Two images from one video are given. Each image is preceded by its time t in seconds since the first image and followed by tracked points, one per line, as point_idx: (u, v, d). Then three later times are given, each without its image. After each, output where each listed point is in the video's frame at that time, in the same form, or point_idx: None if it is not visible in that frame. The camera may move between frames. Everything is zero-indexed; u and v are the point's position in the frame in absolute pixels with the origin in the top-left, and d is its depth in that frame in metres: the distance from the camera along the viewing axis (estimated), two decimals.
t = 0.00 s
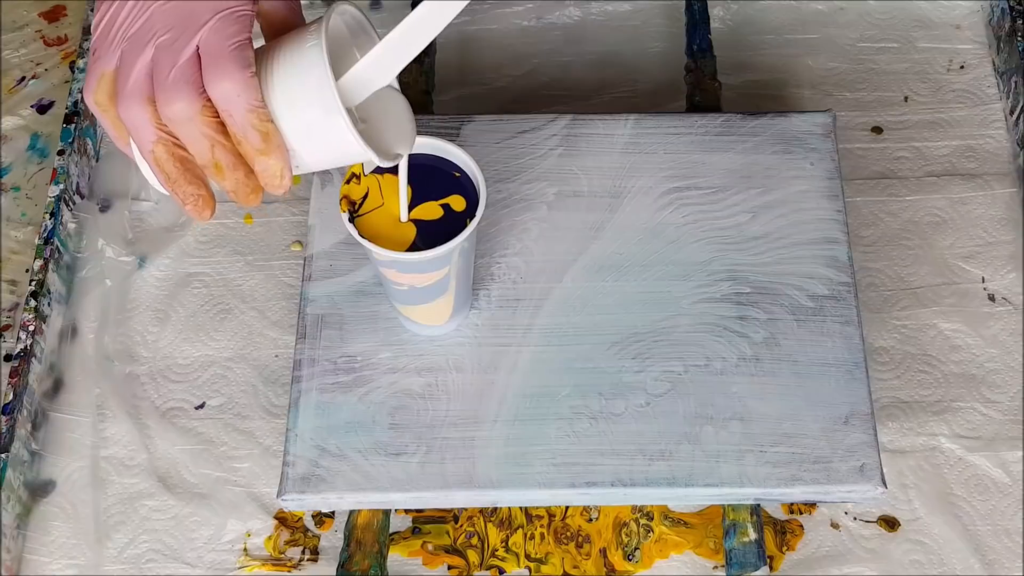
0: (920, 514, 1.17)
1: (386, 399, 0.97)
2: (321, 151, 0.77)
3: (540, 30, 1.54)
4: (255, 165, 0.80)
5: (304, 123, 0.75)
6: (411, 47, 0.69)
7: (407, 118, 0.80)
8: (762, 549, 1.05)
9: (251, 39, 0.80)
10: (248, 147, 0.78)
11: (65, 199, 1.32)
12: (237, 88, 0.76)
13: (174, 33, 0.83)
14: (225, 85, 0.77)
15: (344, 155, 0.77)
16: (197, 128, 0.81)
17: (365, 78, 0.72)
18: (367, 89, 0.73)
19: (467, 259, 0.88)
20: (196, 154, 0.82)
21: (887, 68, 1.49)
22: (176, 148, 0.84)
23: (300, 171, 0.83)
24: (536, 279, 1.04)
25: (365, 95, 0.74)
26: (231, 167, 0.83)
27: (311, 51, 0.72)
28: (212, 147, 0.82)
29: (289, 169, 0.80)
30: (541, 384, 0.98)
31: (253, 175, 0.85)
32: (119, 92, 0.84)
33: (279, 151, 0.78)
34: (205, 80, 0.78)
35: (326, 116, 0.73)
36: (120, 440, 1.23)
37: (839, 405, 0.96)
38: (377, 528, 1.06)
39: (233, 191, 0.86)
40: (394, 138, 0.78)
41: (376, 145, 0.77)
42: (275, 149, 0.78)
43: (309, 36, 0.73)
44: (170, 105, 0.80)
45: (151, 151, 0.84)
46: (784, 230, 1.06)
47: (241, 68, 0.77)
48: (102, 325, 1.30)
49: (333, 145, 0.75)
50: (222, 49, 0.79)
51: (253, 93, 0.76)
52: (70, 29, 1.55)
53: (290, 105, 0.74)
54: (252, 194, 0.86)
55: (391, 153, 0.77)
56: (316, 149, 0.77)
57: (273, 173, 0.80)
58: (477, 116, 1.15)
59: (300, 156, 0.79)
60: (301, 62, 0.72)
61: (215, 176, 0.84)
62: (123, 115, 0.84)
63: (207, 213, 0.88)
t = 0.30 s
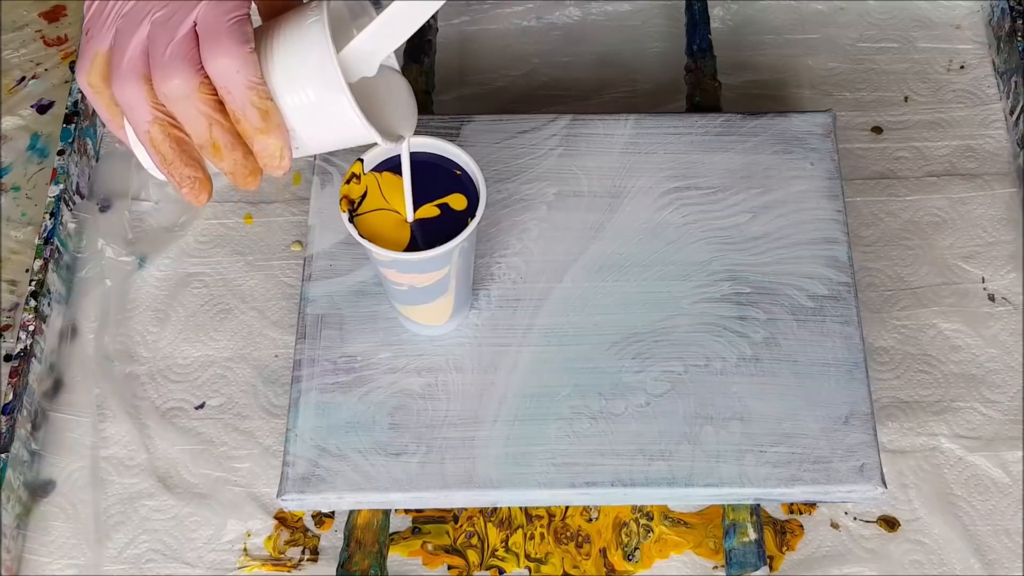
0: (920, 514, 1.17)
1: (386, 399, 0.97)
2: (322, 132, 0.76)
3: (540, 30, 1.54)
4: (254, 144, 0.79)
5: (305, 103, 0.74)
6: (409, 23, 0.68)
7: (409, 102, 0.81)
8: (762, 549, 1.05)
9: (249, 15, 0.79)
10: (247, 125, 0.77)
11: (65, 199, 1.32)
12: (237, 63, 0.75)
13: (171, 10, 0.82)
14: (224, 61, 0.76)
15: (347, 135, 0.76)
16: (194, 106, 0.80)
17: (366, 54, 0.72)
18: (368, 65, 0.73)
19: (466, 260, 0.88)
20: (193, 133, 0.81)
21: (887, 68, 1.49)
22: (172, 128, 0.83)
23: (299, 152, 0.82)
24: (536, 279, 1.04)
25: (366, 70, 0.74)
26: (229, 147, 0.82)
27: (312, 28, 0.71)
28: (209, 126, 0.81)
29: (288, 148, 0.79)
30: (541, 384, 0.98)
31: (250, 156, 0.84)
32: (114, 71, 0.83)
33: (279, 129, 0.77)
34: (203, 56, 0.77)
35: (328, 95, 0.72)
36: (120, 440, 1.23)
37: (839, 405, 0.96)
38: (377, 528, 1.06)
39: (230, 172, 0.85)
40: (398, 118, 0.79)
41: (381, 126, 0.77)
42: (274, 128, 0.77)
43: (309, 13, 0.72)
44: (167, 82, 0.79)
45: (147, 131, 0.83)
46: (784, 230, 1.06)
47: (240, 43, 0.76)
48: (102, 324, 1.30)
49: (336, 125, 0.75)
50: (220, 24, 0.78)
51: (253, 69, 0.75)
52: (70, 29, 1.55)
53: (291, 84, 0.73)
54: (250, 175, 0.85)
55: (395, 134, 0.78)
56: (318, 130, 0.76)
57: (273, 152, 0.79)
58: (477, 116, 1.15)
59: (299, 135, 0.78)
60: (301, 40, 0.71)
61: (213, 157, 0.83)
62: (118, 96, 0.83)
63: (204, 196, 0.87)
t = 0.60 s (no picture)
0: (920, 514, 1.17)
1: (386, 399, 0.97)
2: (322, 122, 0.76)
3: (540, 30, 1.54)
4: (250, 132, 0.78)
5: (305, 93, 0.73)
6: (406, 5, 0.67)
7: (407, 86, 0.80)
8: (762, 549, 1.05)
9: None
10: (246, 112, 0.76)
11: (65, 199, 1.32)
12: (234, 49, 0.74)
13: None
14: (222, 47, 0.74)
15: (348, 126, 0.76)
16: (191, 93, 0.78)
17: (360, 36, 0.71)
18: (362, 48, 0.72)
19: (466, 260, 0.88)
20: (189, 120, 0.79)
21: (887, 68, 1.49)
22: (168, 115, 0.81)
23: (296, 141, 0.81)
24: (536, 279, 1.04)
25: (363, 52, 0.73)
26: (225, 135, 0.80)
27: (311, 15, 0.70)
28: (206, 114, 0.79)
29: (286, 137, 0.78)
30: (540, 384, 0.98)
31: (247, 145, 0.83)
32: (108, 57, 0.81)
33: (277, 116, 0.75)
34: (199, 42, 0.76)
35: (328, 84, 0.72)
36: (120, 440, 1.24)
37: (839, 405, 0.96)
38: (377, 528, 1.06)
39: (226, 161, 0.83)
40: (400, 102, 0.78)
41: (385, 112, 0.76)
42: (272, 115, 0.75)
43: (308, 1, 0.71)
44: (163, 69, 0.77)
45: (143, 119, 0.81)
46: (784, 230, 1.06)
47: (238, 29, 0.74)
48: (102, 325, 1.30)
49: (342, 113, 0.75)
50: (215, 11, 0.76)
51: (251, 56, 0.74)
52: (70, 29, 1.55)
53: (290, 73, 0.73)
54: (247, 165, 0.83)
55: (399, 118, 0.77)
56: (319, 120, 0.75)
57: (270, 141, 0.78)
58: (478, 116, 1.15)
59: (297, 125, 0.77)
60: (301, 28, 0.71)
61: (210, 146, 0.81)
62: (113, 82, 0.81)
63: (200, 185, 0.85)
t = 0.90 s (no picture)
0: (920, 514, 1.17)
1: (386, 399, 0.97)
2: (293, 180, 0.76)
3: (540, 30, 1.54)
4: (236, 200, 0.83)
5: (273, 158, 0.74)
6: (423, 30, 0.62)
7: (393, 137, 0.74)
8: (762, 549, 1.05)
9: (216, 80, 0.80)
10: (227, 185, 0.81)
11: (65, 199, 1.32)
12: (208, 131, 0.78)
13: (145, 73, 0.84)
14: (195, 131, 0.79)
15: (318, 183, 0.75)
16: (179, 169, 0.84)
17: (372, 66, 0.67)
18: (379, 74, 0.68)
19: (467, 260, 0.88)
20: (185, 189, 0.86)
21: (887, 68, 1.49)
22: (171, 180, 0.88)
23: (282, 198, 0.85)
24: (536, 279, 1.04)
25: (388, 77, 0.68)
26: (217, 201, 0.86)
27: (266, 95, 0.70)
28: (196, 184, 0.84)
29: (267, 202, 0.82)
30: (540, 383, 0.98)
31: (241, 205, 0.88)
32: (114, 129, 0.87)
33: (256, 186, 0.80)
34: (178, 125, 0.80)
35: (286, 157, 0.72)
36: (120, 440, 1.24)
37: (839, 405, 0.96)
38: (377, 528, 1.06)
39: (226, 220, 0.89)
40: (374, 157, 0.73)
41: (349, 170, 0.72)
42: (249, 186, 0.80)
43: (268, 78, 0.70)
44: (152, 147, 0.83)
45: (151, 182, 0.88)
46: (784, 230, 1.06)
47: (209, 112, 0.78)
48: (102, 324, 1.30)
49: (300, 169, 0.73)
50: (190, 92, 0.80)
51: (224, 136, 0.78)
52: (69, 29, 1.55)
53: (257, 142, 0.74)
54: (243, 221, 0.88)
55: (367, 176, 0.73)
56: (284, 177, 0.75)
57: (254, 207, 0.83)
58: (477, 117, 1.15)
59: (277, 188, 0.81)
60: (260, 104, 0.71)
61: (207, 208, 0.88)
62: (121, 153, 0.88)
63: (213, 232, 0.92)
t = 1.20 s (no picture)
0: (920, 514, 1.17)
1: (386, 399, 0.97)
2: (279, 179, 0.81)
3: (540, 30, 1.54)
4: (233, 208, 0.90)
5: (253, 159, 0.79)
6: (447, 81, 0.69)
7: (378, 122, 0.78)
8: (762, 549, 1.05)
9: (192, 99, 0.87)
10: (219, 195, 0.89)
11: (65, 199, 1.32)
12: (192, 148, 0.86)
13: (137, 102, 0.92)
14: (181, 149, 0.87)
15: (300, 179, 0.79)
16: (181, 184, 0.93)
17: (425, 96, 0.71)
18: (433, 107, 0.71)
19: (467, 260, 0.88)
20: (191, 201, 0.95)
21: (887, 68, 1.49)
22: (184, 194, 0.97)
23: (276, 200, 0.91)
24: (536, 279, 1.04)
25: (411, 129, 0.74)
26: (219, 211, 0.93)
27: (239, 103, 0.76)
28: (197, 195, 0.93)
29: (259, 207, 0.88)
30: (540, 383, 0.98)
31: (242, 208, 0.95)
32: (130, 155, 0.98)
33: (244, 193, 0.87)
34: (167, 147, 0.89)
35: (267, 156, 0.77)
36: (120, 440, 1.24)
37: (839, 405, 0.96)
38: (377, 528, 1.06)
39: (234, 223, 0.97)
40: (360, 145, 0.77)
41: (330, 167, 0.77)
42: (240, 193, 0.87)
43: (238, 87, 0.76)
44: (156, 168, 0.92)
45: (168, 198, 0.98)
46: (784, 230, 1.06)
47: (190, 130, 0.86)
48: (102, 324, 1.30)
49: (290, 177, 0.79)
50: (171, 114, 0.88)
51: (206, 150, 0.86)
52: (70, 29, 1.55)
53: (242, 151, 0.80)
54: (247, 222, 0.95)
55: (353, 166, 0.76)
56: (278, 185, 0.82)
57: (248, 213, 0.90)
58: (477, 116, 1.15)
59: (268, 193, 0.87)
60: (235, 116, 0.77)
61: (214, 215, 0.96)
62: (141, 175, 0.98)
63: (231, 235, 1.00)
